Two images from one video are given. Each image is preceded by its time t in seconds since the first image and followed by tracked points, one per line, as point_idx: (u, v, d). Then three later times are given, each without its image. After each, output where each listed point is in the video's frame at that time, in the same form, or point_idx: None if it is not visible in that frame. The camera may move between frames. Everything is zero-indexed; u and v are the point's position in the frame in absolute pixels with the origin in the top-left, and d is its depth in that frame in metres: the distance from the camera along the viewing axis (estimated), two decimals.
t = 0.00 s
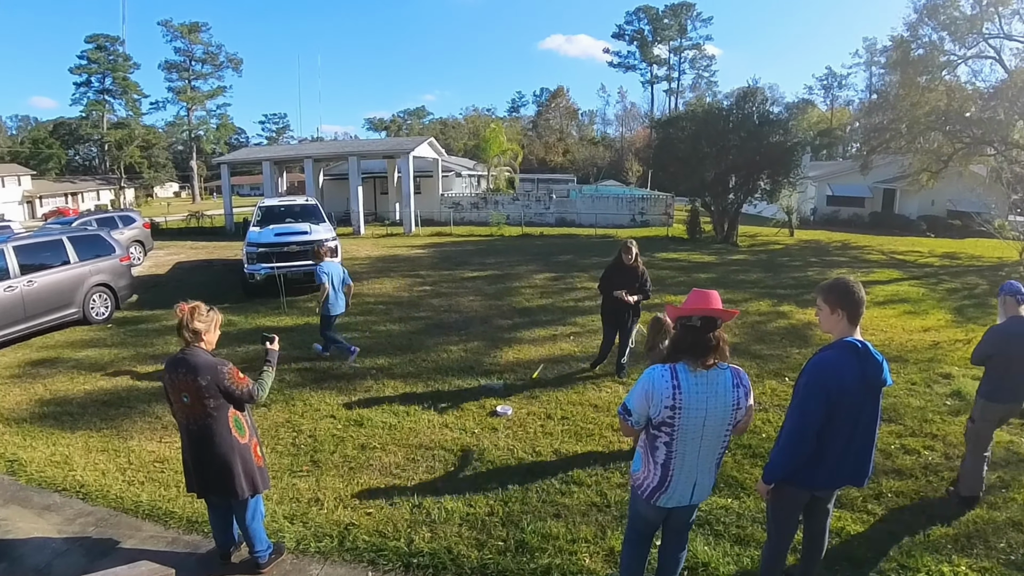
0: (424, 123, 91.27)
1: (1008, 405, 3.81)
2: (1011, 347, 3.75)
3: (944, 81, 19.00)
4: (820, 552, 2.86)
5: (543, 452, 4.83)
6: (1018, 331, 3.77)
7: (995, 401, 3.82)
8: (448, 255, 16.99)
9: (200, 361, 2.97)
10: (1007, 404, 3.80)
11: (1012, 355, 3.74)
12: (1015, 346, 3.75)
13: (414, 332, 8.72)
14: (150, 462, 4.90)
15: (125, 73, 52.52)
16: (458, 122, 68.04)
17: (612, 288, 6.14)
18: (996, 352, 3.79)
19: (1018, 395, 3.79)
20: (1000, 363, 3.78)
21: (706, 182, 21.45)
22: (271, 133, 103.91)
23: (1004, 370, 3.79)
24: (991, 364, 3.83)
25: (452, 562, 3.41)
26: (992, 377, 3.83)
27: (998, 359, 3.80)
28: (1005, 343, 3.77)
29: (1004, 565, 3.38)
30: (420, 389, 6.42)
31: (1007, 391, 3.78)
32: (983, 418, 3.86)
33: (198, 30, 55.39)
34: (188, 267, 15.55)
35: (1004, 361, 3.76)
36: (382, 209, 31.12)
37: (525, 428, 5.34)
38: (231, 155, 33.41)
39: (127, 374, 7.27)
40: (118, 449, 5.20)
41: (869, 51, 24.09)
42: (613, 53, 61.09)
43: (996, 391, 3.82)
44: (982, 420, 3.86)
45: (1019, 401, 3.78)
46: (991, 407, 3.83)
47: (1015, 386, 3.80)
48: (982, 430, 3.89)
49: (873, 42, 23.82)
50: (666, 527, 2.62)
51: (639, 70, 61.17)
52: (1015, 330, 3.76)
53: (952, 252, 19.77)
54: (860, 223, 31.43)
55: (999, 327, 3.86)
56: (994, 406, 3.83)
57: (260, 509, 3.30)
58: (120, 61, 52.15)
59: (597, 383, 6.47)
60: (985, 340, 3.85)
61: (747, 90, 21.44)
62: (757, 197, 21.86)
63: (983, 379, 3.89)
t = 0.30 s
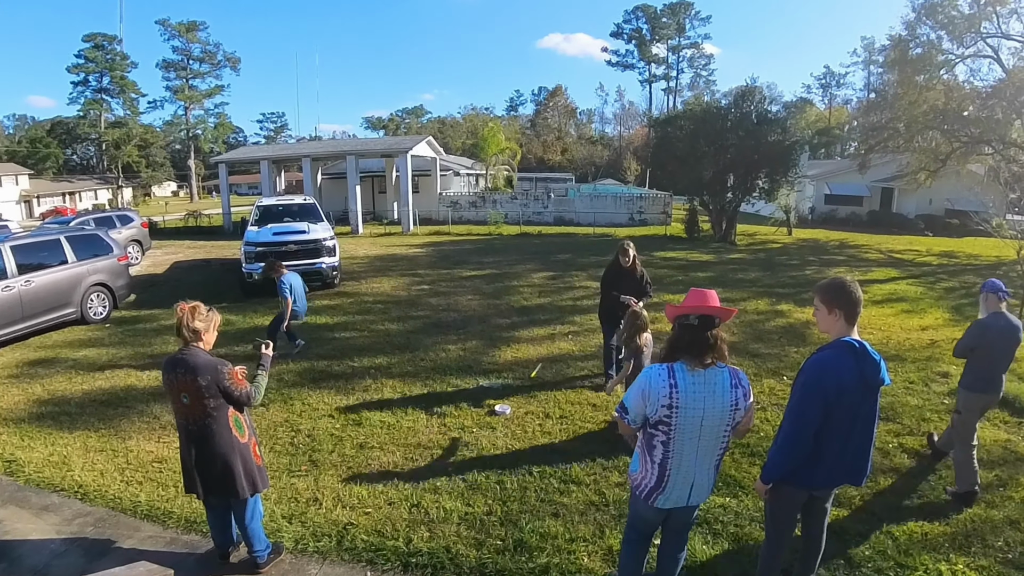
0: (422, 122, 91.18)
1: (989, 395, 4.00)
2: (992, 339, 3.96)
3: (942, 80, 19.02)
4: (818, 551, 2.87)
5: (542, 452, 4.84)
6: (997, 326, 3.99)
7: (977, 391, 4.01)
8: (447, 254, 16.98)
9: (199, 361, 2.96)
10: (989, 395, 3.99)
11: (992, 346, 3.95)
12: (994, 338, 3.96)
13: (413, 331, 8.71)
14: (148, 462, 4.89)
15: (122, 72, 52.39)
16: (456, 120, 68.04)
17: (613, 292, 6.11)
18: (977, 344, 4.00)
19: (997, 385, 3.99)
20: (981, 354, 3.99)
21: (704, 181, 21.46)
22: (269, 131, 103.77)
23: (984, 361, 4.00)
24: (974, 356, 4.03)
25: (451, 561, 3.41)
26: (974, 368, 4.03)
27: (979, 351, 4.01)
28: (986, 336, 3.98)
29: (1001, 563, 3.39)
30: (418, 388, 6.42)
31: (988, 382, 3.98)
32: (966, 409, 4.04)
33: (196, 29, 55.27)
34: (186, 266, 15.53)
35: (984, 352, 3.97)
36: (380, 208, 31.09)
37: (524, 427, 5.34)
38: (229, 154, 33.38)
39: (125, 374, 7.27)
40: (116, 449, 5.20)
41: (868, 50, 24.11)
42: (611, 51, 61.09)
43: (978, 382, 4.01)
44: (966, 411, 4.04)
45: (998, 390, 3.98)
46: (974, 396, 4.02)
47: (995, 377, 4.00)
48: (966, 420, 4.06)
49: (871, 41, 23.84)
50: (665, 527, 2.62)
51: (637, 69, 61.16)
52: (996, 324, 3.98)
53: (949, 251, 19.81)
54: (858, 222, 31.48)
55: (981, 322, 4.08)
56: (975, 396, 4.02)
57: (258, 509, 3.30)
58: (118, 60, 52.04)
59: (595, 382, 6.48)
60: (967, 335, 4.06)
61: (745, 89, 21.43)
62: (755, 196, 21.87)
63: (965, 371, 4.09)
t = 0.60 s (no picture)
0: (420, 120, 91.10)
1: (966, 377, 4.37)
2: (975, 325, 4.27)
3: (939, 78, 19.03)
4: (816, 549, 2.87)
5: (540, 450, 4.83)
6: (979, 312, 4.29)
7: (956, 373, 4.37)
8: (445, 253, 16.97)
9: (193, 361, 2.95)
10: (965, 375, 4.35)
11: (973, 333, 4.27)
12: (976, 325, 4.27)
13: (410, 330, 8.70)
14: (146, 462, 4.88)
15: (119, 71, 52.21)
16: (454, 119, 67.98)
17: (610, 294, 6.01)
18: (959, 329, 4.32)
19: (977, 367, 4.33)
20: (962, 339, 4.31)
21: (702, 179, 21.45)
22: (266, 129, 103.58)
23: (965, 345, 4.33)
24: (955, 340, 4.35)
25: (449, 560, 3.41)
26: (956, 351, 4.36)
27: (960, 335, 4.33)
28: (968, 322, 4.29)
29: (997, 561, 3.40)
30: (416, 387, 6.42)
31: (966, 364, 4.32)
32: (942, 386, 4.43)
33: (193, 27, 55.12)
34: (183, 265, 15.50)
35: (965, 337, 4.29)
36: (378, 206, 31.03)
37: (521, 425, 5.34)
38: (226, 152, 33.35)
39: (122, 373, 7.26)
40: (114, 448, 5.19)
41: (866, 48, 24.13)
42: (609, 50, 61.03)
43: (957, 364, 4.37)
44: (941, 388, 4.43)
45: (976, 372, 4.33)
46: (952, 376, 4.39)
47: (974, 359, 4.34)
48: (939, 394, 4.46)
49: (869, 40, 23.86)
50: (662, 525, 2.62)
51: (635, 67, 61.14)
52: (978, 311, 4.28)
53: (947, 249, 19.85)
54: (856, 220, 31.53)
55: (964, 308, 4.40)
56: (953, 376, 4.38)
57: (256, 508, 3.29)
58: (114, 58, 51.87)
59: (592, 381, 6.49)
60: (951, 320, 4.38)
61: (742, 88, 21.44)
62: (752, 194, 21.88)
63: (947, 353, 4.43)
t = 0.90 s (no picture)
0: (417, 119, 90.97)
1: (946, 362, 4.57)
2: (954, 313, 4.50)
3: (936, 76, 19.06)
4: (814, 546, 2.87)
5: (537, 447, 4.84)
6: (959, 301, 4.52)
7: (936, 357, 4.59)
8: (442, 251, 16.96)
9: (189, 360, 2.93)
10: (947, 361, 4.56)
11: (953, 321, 4.49)
12: (955, 313, 4.49)
13: (407, 328, 8.69)
14: (143, 460, 4.87)
15: (116, 69, 51.95)
16: (451, 117, 67.91)
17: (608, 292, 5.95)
18: (939, 316, 4.55)
19: (957, 353, 4.53)
20: (941, 326, 4.54)
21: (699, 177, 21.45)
22: (263, 128, 103.36)
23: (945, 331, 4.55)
24: (936, 326, 4.58)
25: (447, 558, 3.41)
26: (936, 337, 4.58)
27: (942, 323, 4.55)
28: (948, 310, 4.52)
29: (992, 557, 3.41)
30: (414, 384, 6.42)
31: (947, 349, 4.54)
32: (923, 366, 4.69)
33: (189, 25, 54.91)
34: (179, 263, 15.48)
35: (943, 323, 4.52)
36: (375, 205, 30.96)
37: (519, 423, 5.35)
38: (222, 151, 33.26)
39: (119, 372, 7.25)
40: (110, 447, 5.18)
41: (863, 47, 24.18)
42: (606, 47, 60.95)
43: (936, 348, 4.59)
44: (921, 368, 4.69)
45: (957, 358, 4.53)
46: (931, 360, 4.62)
47: (955, 345, 4.55)
48: (920, 376, 4.74)
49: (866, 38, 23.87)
50: (659, 522, 2.62)
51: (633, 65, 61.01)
52: (958, 300, 4.51)
53: (943, 247, 19.87)
54: (853, 219, 31.59)
55: (946, 298, 4.61)
56: (932, 361, 4.62)
57: (253, 506, 3.29)
58: (110, 57, 51.67)
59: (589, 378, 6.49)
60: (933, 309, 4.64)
61: (739, 86, 21.47)
62: (749, 192, 21.90)
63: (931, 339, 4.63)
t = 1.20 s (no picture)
0: (414, 117, 90.84)
1: (926, 353, 4.60)
2: (928, 305, 4.55)
3: (933, 75, 19.07)
4: (810, 543, 2.87)
5: (534, 445, 4.83)
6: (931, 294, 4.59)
7: (915, 350, 4.62)
8: (439, 249, 16.95)
9: (184, 359, 2.93)
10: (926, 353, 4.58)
11: (928, 313, 4.54)
12: (929, 305, 4.54)
13: (405, 326, 8.69)
14: (140, 459, 4.86)
15: (112, 67, 51.75)
16: (448, 115, 67.80)
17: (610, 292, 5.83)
18: (913, 309, 4.60)
19: (935, 344, 4.56)
20: (916, 318, 4.58)
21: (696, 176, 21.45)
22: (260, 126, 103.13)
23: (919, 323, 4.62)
24: (911, 319, 4.64)
25: (445, 556, 3.40)
26: (913, 328, 4.63)
27: (917, 315, 4.60)
28: (921, 303, 4.58)
29: (990, 554, 3.42)
30: (412, 382, 6.41)
31: (925, 342, 4.57)
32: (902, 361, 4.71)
33: (185, 23, 54.70)
34: (176, 262, 15.44)
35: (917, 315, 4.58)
36: (372, 203, 30.91)
37: (517, 421, 5.34)
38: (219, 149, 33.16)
39: (116, 370, 7.23)
40: (107, 446, 5.16)
41: (860, 45, 24.18)
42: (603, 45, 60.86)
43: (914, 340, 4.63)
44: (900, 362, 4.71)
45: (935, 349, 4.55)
46: (910, 352, 4.65)
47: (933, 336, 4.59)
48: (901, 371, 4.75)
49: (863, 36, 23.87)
50: (656, 519, 2.62)
51: (630, 63, 60.91)
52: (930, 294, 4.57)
53: (940, 245, 19.92)
54: (849, 217, 31.63)
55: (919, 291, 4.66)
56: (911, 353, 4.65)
57: (249, 505, 3.28)
58: (106, 55, 51.45)
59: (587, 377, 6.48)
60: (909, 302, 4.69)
61: (736, 84, 21.49)
62: (746, 190, 21.92)
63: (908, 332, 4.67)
